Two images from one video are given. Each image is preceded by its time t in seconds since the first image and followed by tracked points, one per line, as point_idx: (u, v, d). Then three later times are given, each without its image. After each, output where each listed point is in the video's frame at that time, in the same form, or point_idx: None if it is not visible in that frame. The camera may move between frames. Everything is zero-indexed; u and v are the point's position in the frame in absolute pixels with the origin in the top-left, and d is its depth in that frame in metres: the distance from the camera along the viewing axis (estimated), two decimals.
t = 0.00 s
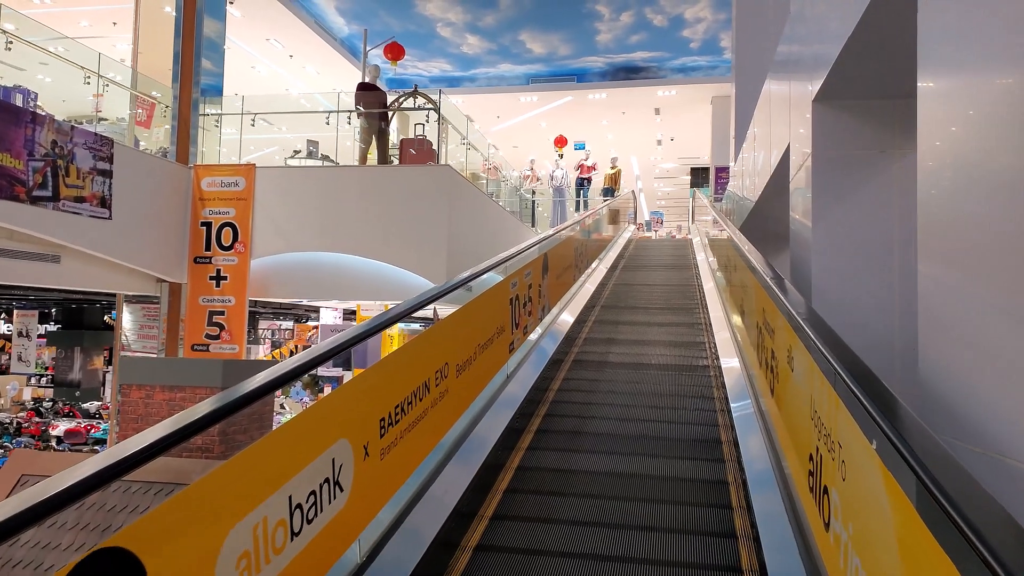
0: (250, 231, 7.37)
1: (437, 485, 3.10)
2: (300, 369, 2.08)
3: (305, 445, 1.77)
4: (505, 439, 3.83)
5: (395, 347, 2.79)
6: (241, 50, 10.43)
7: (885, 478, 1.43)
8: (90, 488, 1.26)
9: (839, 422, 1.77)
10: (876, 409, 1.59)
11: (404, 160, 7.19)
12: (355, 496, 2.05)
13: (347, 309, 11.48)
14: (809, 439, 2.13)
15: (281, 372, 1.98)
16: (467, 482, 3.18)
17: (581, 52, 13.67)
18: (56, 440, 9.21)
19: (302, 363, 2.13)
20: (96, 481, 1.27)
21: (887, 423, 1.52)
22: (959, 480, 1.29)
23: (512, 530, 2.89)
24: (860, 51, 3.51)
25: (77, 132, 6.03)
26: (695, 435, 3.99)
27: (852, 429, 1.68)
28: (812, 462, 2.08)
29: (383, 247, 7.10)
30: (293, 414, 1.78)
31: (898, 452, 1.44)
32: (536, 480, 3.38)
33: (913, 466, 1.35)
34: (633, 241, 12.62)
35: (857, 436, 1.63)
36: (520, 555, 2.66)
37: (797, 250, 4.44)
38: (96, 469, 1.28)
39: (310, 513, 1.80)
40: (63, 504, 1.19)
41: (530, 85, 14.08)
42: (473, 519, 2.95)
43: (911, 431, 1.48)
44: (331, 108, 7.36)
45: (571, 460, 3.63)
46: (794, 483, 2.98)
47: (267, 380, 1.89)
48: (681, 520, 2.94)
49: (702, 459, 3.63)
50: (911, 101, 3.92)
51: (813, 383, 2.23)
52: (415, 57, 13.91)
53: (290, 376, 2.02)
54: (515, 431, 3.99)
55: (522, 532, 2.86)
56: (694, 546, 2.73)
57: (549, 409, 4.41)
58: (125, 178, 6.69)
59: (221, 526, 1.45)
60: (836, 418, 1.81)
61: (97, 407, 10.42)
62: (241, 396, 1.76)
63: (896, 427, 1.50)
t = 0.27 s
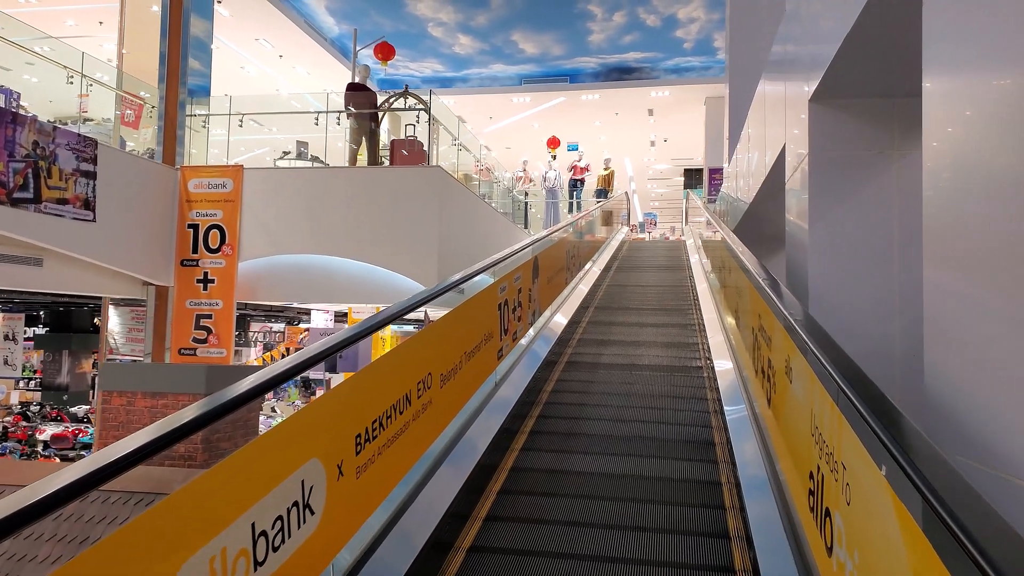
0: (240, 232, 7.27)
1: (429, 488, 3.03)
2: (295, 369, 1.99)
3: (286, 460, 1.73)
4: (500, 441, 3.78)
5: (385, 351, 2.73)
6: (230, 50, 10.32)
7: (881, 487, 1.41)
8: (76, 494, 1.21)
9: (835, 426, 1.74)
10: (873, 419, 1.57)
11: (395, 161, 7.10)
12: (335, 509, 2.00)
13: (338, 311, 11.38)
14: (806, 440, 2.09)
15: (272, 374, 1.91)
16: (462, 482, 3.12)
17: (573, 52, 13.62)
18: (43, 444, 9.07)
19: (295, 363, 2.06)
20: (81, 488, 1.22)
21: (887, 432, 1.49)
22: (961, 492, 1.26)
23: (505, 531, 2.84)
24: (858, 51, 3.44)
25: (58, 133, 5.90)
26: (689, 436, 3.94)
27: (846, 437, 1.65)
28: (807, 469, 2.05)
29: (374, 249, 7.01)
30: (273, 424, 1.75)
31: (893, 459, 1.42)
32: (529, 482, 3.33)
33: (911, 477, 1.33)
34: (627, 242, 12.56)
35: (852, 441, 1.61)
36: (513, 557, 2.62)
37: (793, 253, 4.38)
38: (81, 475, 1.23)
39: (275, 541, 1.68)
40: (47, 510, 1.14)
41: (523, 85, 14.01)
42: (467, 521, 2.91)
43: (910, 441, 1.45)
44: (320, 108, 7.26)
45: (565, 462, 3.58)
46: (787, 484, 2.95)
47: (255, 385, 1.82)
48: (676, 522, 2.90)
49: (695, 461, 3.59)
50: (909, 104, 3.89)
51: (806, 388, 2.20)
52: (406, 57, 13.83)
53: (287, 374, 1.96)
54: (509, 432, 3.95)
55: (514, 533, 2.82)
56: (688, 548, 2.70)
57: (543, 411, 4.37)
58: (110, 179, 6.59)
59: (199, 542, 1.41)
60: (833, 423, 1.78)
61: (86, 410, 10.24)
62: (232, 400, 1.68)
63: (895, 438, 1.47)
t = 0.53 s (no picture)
0: (232, 234, 7.18)
1: (423, 493, 2.97)
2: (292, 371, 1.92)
3: (269, 474, 1.74)
4: (496, 442, 3.73)
5: (378, 355, 2.69)
6: (221, 50, 10.22)
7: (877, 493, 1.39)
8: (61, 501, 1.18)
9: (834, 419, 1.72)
10: (867, 420, 1.55)
11: (388, 163, 7.01)
12: (320, 521, 1.98)
13: (332, 314, 11.29)
14: (807, 441, 2.05)
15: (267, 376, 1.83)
16: (458, 484, 3.07)
17: (568, 53, 13.57)
18: (32, 449, 8.94)
19: (292, 362, 1.98)
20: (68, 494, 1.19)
21: (880, 433, 1.47)
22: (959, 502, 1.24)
23: (502, 533, 2.79)
24: (857, 54, 3.36)
25: (45, 135, 5.78)
26: (685, 437, 3.88)
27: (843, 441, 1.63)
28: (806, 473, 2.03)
29: (366, 250, 6.92)
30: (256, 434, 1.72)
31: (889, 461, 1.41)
32: (524, 483, 3.28)
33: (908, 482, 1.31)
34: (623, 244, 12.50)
35: (851, 449, 1.58)
36: (510, 559, 2.58)
37: (791, 255, 4.32)
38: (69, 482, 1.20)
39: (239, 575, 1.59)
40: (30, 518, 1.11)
41: (517, 86, 13.94)
42: (465, 522, 2.86)
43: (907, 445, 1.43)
44: (312, 109, 7.16)
45: (561, 463, 3.53)
46: (782, 485, 2.91)
47: (247, 389, 1.74)
48: (672, 523, 2.85)
49: (691, 461, 3.54)
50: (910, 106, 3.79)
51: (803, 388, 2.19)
52: (400, 58, 13.75)
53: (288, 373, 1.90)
54: (506, 434, 3.90)
55: (509, 535, 2.77)
56: (683, 549, 2.66)
57: (540, 412, 4.30)
58: (97, 181, 6.49)
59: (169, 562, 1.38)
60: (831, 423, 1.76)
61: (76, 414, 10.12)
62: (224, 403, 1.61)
63: (891, 443, 1.44)
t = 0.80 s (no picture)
0: (222, 236, 7.08)
1: (414, 500, 2.90)
2: (285, 376, 1.93)
3: (263, 479, 1.70)
4: (492, 446, 3.66)
5: (371, 359, 2.64)
6: (211, 52, 10.12)
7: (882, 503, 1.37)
8: (46, 513, 1.15)
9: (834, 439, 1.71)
10: (866, 428, 1.53)
11: (381, 165, 6.92)
12: (314, 525, 1.94)
13: (325, 318, 11.18)
14: (805, 444, 2.03)
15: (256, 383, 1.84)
16: (452, 488, 3.03)
17: (562, 54, 13.52)
18: (21, 455, 8.81)
19: (280, 371, 1.97)
20: (52, 506, 1.16)
21: (880, 443, 1.45)
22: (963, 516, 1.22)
23: (498, 536, 2.74)
24: (857, 54, 3.27)
25: (29, 137, 5.68)
26: (681, 439, 3.82)
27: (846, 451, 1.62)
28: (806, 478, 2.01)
29: (358, 253, 6.84)
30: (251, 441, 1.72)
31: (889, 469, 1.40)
32: (520, 486, 3.22)
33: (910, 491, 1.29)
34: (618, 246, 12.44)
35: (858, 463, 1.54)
36: (507, 562, 2.53)
37: (789, 257, 4.24)
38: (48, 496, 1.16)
39: None
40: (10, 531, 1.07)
41: (511, 88, 13.88)
42: (460, 526, 2.81)
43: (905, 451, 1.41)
44: (303, 111, 7.06)
45: (557, 466, 3.46)
46: (779, 486, 2.87)
47: (241, 392, 1.76)
48: (669, 526, 2.80)
49: (688, 463, 3.48)
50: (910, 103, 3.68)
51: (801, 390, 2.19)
52: (392, 59, 13.67)
53: (279, 379, 1.92)
54: (502, 436, 3.85)
55: (507, 538, 2.72)
56: (680, 550, 2.61)
57: (536, 414, 4.24)
58: (84, 184, 6.39)
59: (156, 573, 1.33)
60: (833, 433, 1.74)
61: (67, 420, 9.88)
62: (216, 409, 1.64)
63: (891, 450, 1.43)
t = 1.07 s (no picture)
0: (217, 238, 7.01)
1: (411, 506, 2.84)
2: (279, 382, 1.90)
3: (251, 489, 1.69)
4: (490, 448, 3.62)
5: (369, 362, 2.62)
6: (205, 53, 10.03)
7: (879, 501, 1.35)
8: (42, 519, 1.10)
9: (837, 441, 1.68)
10: (863, 425, 1.51)
11: (376, 167, 6.83)
12: (303, 536, 1.92)
13: (322, 321, 11.11)
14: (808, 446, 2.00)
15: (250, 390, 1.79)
16: (451, 490, 3.00)
17: (559, 55, 13.46)
18: (15, 460, 8.65)
19: (274, 376, 1.92)
20: (45, 513, 1.11)
21: (876, 436, 1.43)
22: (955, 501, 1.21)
23: (497, 537, 2.70)
24: (861, 54, 3.18)
25: (18, 140, 5.59)
26: (680, 441, 3.78)
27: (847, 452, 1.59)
28: (809, 479, 1.99)
29: (354, 256, 6.77)
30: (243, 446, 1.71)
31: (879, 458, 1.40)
32: (519, 488, 3.17)
33: (906, 486, 1.27)
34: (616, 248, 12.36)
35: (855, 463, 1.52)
36: (506, 563, 2.49)
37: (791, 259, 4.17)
38: (41, 503, 1.12)
39: None
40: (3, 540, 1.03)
41: (508, 89, 13.82)
42: (458, 528, 2.76)
43: (901, 446, 1.39)
44: (297, 113, 6.94)
45: (556, 468, 3.42)
46: (778, 487, 2.84)
47: (235, 400, 1.71)
48: (669, 528, 2.76)
49: (688, 465, 3.44)
50: (915, 100, 3.60)
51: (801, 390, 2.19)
52: (389, 60, 13.60)
53: (276, 383, 1.88)
54: (501, 438, 3.81)
55: (505, 539, 2.68)
56: (680, 552, 2.57)
57: (535, 416, 4.19)
58: (75, 186, 6.31)
59: None
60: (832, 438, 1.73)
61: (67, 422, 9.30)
62: (211, 414, 1.59)
63: (887, 446, 1.40)
